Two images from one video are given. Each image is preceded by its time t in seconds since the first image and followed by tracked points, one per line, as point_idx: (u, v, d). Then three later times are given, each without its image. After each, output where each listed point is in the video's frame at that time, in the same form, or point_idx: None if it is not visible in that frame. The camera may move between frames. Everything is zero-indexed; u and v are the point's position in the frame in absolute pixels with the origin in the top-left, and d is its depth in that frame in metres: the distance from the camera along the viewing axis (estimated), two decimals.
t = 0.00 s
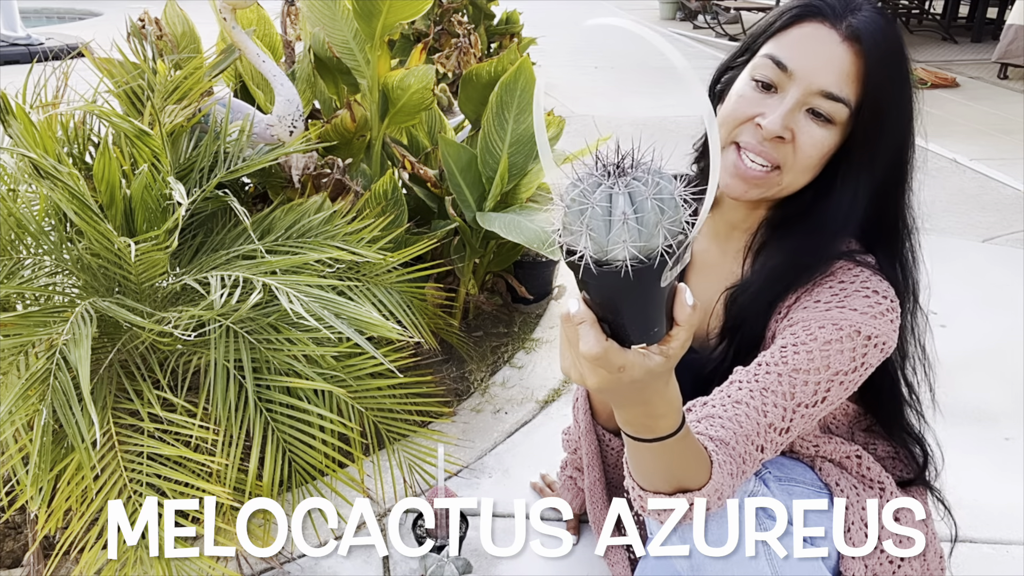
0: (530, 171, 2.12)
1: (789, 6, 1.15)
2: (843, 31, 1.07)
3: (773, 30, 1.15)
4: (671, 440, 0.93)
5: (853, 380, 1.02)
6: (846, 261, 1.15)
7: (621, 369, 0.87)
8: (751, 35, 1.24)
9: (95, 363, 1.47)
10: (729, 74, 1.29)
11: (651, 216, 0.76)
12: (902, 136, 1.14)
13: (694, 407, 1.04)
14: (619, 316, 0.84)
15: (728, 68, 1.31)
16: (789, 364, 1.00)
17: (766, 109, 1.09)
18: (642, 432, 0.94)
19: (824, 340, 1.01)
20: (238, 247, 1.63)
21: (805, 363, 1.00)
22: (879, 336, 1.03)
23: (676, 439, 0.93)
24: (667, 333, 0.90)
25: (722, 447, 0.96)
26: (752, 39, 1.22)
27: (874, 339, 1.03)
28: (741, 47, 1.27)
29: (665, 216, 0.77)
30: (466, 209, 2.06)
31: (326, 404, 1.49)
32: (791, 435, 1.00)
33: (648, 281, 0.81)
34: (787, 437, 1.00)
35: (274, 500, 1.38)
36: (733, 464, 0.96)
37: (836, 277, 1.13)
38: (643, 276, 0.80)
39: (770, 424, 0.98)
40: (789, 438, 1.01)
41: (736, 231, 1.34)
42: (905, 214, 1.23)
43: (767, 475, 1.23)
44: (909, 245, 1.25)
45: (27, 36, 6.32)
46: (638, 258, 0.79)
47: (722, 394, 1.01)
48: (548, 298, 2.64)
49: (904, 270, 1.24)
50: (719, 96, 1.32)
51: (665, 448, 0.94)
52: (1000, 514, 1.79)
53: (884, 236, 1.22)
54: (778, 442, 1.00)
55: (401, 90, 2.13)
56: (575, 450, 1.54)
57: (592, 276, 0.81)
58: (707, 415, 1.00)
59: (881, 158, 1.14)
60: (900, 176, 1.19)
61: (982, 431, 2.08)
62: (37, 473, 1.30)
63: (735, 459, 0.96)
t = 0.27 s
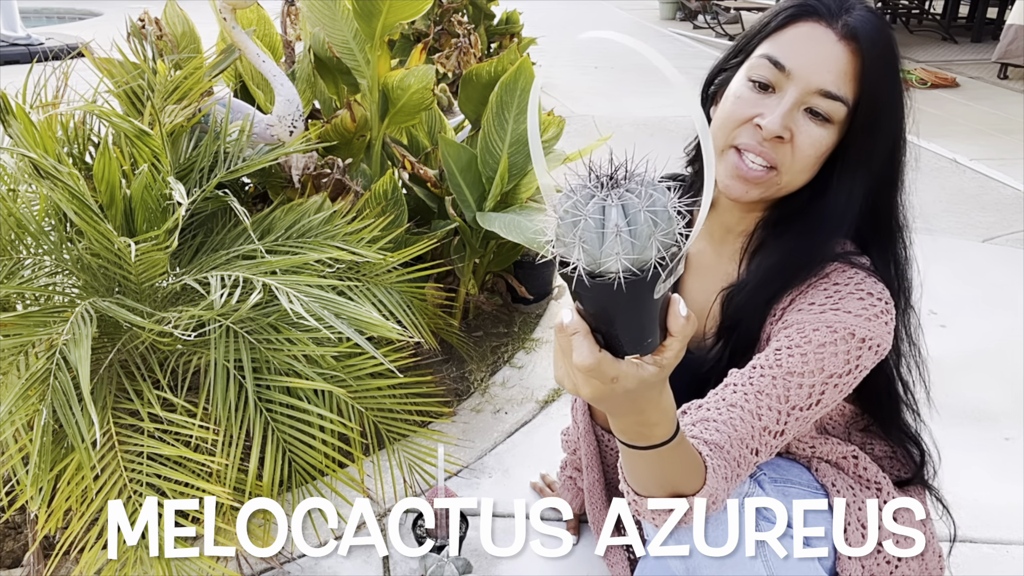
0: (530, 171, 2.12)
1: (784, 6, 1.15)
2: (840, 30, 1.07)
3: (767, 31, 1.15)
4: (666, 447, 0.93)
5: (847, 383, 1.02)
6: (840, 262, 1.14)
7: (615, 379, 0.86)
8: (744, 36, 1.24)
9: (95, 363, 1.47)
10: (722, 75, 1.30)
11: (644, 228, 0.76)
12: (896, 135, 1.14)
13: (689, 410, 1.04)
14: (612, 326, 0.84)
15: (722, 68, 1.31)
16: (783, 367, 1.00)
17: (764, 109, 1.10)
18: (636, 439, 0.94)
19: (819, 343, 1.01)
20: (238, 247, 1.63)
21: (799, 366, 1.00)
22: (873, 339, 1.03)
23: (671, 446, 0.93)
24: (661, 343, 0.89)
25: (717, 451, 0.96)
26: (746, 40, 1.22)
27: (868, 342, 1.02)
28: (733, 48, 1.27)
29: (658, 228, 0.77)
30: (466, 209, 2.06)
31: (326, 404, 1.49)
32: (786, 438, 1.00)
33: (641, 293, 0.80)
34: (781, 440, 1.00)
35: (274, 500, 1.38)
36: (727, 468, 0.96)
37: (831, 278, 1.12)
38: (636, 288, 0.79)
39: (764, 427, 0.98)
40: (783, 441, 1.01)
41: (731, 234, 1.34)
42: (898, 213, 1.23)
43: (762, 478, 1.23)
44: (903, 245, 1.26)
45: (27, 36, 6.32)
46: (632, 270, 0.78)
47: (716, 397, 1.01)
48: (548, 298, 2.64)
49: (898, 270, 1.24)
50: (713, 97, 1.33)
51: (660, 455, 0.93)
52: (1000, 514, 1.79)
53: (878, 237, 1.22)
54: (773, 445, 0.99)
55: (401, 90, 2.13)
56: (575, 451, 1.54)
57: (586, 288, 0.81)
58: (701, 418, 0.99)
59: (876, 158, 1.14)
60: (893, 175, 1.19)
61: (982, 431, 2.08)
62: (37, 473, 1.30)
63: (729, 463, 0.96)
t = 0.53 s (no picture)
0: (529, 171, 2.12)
1: (773, 6, 1.16)
2: (831, 27, 1.08)
3: (758, 31, 1.16)
4: (661, 449, 0.93)
5: (844, 384, 1.02)
6: (836, 262, 1.14)
7: (608, 381, 0.86)
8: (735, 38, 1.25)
9: (95, 363, 1.47)
10: (713, 77, 1.30)
11: (635, 230, 0.76)
12: (888, 133, 1.14)
13: (686, 411, 1.04)
14: (605, 329, 0.84)
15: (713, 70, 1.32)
16: (780, 368, 1.00)
17: (758, 110, 1.11)
18: (631, 441, 0.93)
19: (815, 344, 1.01)
20: (238, 247, 1.63)
21: (796, 367, 1.00)
22: (870, 339, 1.03)
23: (666, 448, 0.92)
24: (654, 345, 0.89)
25: (713, 453, 0.95)
26: (736, 41, 1.23)
27: (865, 342, 1.02)
28: (723, 50, 1.28)
29: (649, 230, 0.77)
30: (466, 209, 2.06)
31: (326, 404, 1.49)
32: (784, 439, 1.00)
33: (632, 296, 0.80)
34: (778, 441, 1.00)
35: (274, 500, 1.38)
36: (724, 469, 0.95)
37: (828, 278, 1.12)
38: (627, 290, 0.79)
39: (762, 428, 0.98)
40: (781, 442, 1.00)
41: (727, 235, 1.34)
42: (892, 211, 1.23)
43: (760, 478, 1.23)
44: (898, 243, 1.26)
45: (27, 36, 6.32)
46: (623, 272, 0.78)
47: (713, 399, 1.01)
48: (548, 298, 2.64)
49: (894, 268, 1.24)
50: (707, 100, 1.33)
51: (655, 457, 0.93)
52: (1000, 514, 1.79)
53: (873, 235, 1.22)
54: (770, 447, 0.99)
55: (401, 90, 2.13)
56: (575, 451, 1.54)
57: (578, 289, 0.81)
58: (698, 420, 0.99)
59: (870, 155, 1.14)
60: (886, 174, 1.19)
61: (982, 431, 2.08)
62: (37, 473, 1.30)
63: (727, 464, 0.95)
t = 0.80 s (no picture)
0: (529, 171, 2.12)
1: (765, 7, 1.16)
2: (823, 27, 1.08)
3: (751, 33, 1.16)
4: (660, 448, 0.93)
5: (843, 383, 1.02)
6: (835, 261, 1.14)
7: (608, 380, 0.86)
8: (728, 39, 1.25)
9: (95, 363, 1.47)
10: (708, 80, 1.30)
11: (636, 229, 0.76)
12: (883, 131, 1.14)
13: (685, 411, 1.04)
14: (605, 328, 0.84)
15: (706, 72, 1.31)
16: (779, 367, 1.00)
17: (753, 111, 1.11)
18: (630, 440, 0.93)
19: (814, 343, 1.01)
20: (238, 247, 1.63)
21: (795, 366, 1.00)
22: (869, 339, 1.03)
23: (666, 447, 0.92)
24: (654, 344, 0.89)
25: (713, 453, 0.95)
26: (730, 42, 1.22)
27: (863, 341, 1.02)
28: (717, 52, 1.28)
29: (650, 230, 0.77)
30: (466, 209, 2.06)
31: (326, 404, 1.49)
32: (783, 438, 1.00)
33: (633, 295, 0.80)
34: (778, 441, 1.00)
35: (274, 500, 1.38)
36: (723, 469, 0.95)
37: (826, 278, 1.12)
38: (628, 290, 0.79)
39: (761, 428, 0.98)
40: (780, 442, 1.00)
41: (725, 236, 1.34)
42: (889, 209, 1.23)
43: (760, 478, 1.23)
44: (896, 241, 1.26)
45: (28, 36, 6.32)
46: (624, 271, 0.78)
47: (712, 399, 1.01)
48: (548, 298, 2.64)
49: (892, 266, 1.24)
50: (701, 103, 1.33)
51: (654, 456, 0.93)
52: (1000, 513, 1.79)
53: (870, 233, 1.22)
54: (769, 446, 0.99)
55: (401, 90, 2.13)
56: (575, 451, 1.54)
57: (579, 288, 0.81)
58: (697, 420, 0.99)
59: (866, 154, 1.14)
60: (882, 172, 1.19)
61: (982, 431, 2.08)
62: (37, 473, 1.30)
63: (726, 464, 0.95)
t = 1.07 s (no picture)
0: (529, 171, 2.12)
1: (763, 6, 1.15)
2: (820, 26, 1.07)
3: (749, 32, 1.16)
4: (659, 449, 0.93)
5: (842, 383, 1.02)
6: (834, 261, 1.14)
7: (609, 381, 0.86)
8: (726, 39, 1.25)
9: (95, 363, 1.47)
10: (707, 80, 1.30)
11: (636, 230, 0.76)
12: (882, 130, 1.14)
13: (684, 411, 1.04)
14: (606, 329, 0.84)
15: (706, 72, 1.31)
16: (777, 367, 1.00)
17: (752, 110, 1.11)
18: (629, 441, 0.94)
19: (812, 343, 1.01)
20: (238, 247, 1.63)
21: (793, 366, 1.00)
22: (867, 339, 1.02)
23: (664, 447, 0.93)
24: (654, 344, 0.89)
25: (712, 453, 0.95)
26: (729, 42, 1.22)
27: (862, 341, 1.02)
28: (716, 52, 1.28)
29: (649, 231, 0.77)
30: (466, 209, 2.06)
31: (326, 404, 1.49)
32: (781, 438, 1.00)
33: (633, 296, 0.80)
34: (776, 441, 1.00)
35: (274, 500, 1.38)
36: (722, 469, 0.95)
37: (825, 278, 1.12)
38: (629, 291, 0.79)
39: (759, 428, 0.98)
40: (779, 442, 1.00)
41: (725, 235, 1.34)
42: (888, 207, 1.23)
43: (759, 478, 1.22)
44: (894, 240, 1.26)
45: (27, 36, 6.32)
46: (624, 272, 0.78)
47: (711, 399, 1.01)
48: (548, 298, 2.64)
49: (892, 266, 1.24)
50: (701, 103, 1.33)
51: (653, 456, 0.93)
52: (1000, 513, 1.79)
53: (868, 232, 1.22)
54: (768, 446, 0.99)
55: (401, 90, 2.13)
56: (575, 451, 1.54)
57: (580, 290, 0.81)
58: (696, 420, 0.99)
59: (864, 153, 1.14)
60: (880, 171, 1.19)
61: (982, 431, 2.08)
62: (37, 473, 1.30)
63: (725, 464, 0.95)
